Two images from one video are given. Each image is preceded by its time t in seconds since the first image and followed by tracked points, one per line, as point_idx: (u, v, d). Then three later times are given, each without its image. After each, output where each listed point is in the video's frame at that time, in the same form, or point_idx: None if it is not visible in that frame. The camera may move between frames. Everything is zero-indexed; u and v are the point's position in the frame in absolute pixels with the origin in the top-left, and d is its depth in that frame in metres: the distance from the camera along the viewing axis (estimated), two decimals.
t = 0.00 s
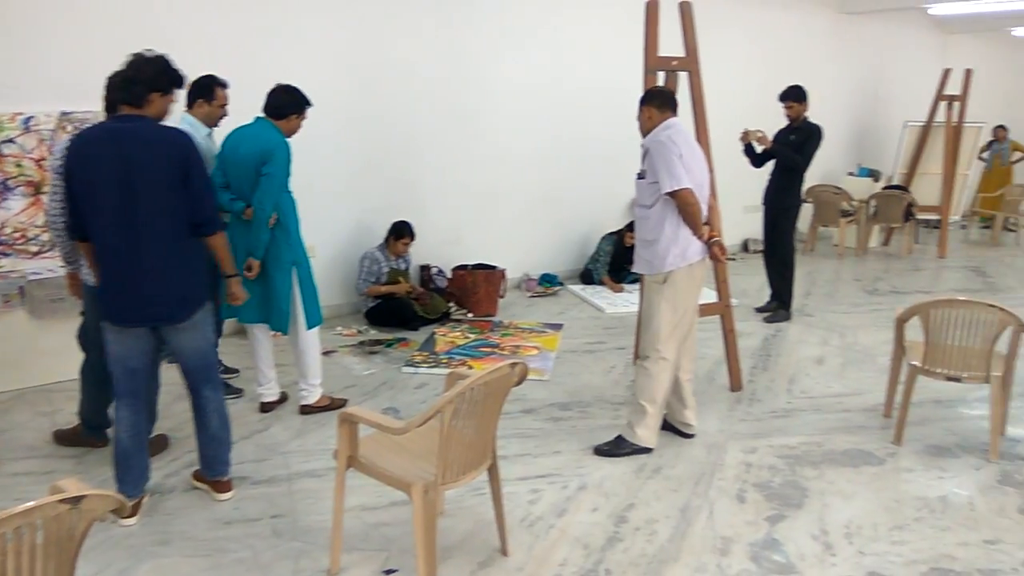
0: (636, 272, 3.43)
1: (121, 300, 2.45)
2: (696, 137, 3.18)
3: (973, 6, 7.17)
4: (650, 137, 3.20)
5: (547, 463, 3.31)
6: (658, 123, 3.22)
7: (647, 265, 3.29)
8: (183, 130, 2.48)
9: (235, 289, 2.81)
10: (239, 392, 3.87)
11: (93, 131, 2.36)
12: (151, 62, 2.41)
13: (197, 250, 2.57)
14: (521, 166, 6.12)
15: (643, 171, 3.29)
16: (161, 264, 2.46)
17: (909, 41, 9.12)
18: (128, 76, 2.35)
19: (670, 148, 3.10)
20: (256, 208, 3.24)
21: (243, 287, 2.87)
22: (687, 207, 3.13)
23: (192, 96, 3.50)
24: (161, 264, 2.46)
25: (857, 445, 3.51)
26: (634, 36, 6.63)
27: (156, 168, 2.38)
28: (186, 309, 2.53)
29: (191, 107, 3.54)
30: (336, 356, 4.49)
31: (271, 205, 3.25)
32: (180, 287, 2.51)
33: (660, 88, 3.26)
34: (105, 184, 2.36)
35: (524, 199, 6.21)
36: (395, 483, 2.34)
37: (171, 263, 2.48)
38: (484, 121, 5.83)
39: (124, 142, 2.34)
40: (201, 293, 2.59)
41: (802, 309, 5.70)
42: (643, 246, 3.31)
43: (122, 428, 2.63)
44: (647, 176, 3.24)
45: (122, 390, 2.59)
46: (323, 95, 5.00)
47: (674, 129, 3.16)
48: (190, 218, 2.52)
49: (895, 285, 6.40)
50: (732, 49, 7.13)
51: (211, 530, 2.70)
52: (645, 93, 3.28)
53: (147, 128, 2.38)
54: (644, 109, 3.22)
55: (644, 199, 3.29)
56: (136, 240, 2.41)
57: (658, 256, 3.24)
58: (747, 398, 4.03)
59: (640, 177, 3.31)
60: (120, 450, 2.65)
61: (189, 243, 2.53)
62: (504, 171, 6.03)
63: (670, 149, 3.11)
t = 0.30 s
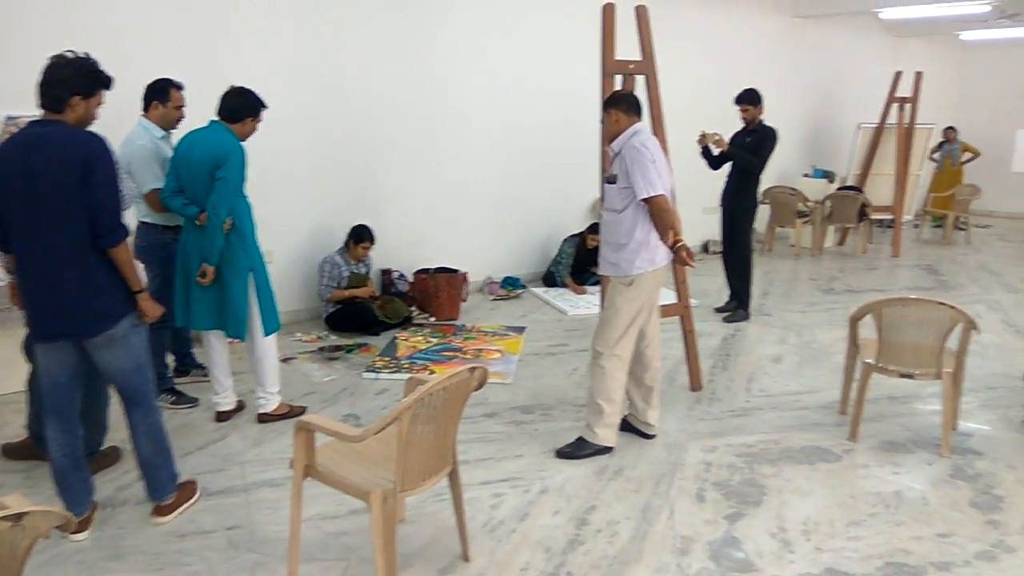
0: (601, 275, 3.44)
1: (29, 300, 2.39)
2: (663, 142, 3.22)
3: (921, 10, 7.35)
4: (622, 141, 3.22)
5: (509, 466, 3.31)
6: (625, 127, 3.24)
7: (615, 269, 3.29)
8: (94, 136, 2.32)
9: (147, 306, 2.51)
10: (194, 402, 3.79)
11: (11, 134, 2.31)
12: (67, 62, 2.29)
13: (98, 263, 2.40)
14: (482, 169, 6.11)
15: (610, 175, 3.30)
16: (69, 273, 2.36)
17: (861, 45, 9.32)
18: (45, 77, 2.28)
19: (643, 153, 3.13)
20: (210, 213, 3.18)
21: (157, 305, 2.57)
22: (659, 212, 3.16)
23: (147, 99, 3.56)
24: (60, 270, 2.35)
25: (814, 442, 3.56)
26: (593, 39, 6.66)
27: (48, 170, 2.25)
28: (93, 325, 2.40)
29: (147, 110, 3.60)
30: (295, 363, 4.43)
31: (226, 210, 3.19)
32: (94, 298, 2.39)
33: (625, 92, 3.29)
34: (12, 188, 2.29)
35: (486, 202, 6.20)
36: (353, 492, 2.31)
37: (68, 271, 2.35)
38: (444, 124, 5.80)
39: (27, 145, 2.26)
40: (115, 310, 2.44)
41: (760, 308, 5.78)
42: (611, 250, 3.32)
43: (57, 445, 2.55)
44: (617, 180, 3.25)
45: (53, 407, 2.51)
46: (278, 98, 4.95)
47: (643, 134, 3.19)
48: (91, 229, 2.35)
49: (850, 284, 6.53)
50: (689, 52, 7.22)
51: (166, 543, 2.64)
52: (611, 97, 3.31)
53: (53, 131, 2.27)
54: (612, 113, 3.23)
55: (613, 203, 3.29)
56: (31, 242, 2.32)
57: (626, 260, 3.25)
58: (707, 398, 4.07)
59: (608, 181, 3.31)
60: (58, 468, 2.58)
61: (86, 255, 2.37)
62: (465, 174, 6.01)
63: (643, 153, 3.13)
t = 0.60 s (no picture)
0: (570, 276, 3.44)
1: None
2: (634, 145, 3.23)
3: (882, 16, 7.50)
4: (591, 143, 3.23)
5: (476, 469, 3.29)
6: (597, 129, 3.25)
7: (583, 269, 3.30)
8: (44, 140, 2.26)
9: (98, 315, 2.45)
10: (154, 408, 3.71)
11: None
12: (23, 61, 2.24)
13: (45, 272, 2.32)
14: (450, 170, 6.10)
15: (581, 176, 3.31)
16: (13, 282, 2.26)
17: (824, 49, 9.47)
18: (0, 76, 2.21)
19: (612, 155, 3.14)
20: (171, 214, 3.12)
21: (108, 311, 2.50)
22: (626, 214, 3.16)
23: (114, 99, 3.54)
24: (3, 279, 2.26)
25: (778, 441, 3.61)
26: (559, 40, 6.68)
27: None
28: (42, 335, 2.31)
29: (115, 111, 3.58)
30: (260, 366, 4.37)
31: (187, 211, 3.14)
32: (45, 307, 2.31)
33: (598, 94, 3.30)
34: None
35: (454, 203, 6.18)
36: (317, 497, 2.28)
37: (11, 279, 2.26)
38: (411, 125, 5.77)
39: None
40: (66, 320, 2.35)
41: (726, 309, 5.85)
42: (580, 251, 3.33)
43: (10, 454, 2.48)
44: (586, 181, 3.26)
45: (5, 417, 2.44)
46: (242, 99, 4.88)
47: (614, 136, 3.20)
48: (36, 237, 2.26)
49: (813, 284, 6.63)
50: (656, 55, 7.27)
51: (125, 551, 2.58)
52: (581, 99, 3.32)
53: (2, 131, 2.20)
54: (583, 114, 3.24)
55: (582, 204, 3.30)
56: None
57: (594, 261, 3.25)
58: (674, 398, 4.10)
59: (578, 181, 3.33)
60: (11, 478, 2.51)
61: (30, 264, 2.28)
62: (432, 176, 5.99)
63: (611, 155, 3.14)
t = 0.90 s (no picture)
0: (542, 276, 3.45)
1: None
2: (601, 146, 3.24)
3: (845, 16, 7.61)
4: (558, 144, 3.23)
5: (448, 472, 3.28)
6: (565, 130, 3.25)
7: (554, 270, 3.31)
8: (21, 148, 2.20)
9: (76, 325, 2.39)
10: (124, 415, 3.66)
11: None
12: None
13: (26, 285, 2.28)
14: (420, 170, 6.07)
15: (550, 178, 3.32)
16: None
17: (788, 49, 9.59)
18: None
19: (578, 156, 3.14)
20: (132, 218, 3.07)
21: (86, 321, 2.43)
22: (593, 214, 3.17)
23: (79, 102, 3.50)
24: None
25: (747, 437, 3.65)
26: (527, 41, 6.69)
27: None
28: (21, 345, 2.26)
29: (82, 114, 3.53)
30: (228, 371, 4.32)
31: (149, 215, 3.09)
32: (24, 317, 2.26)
33: (566, 96, 3.30)
34: None
35: (424, 204, 6.16)
36: (285, 503, 2.26)
37: None
38: (380, 126, 5.74)
39: None
40: (45, 330, 2.30)
41: (696, 308, 5.90)
42: (550, 252, 3.34)
43: None
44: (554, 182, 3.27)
45: None
46: (207, 100, 4.81)
47: (581, 136, 3.21)
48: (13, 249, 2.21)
49: (781, 282, 6.71)
50: (623, 55, 7.31)
51: (89, 562, 2.53)
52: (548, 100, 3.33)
53: None
54: (551, 116, 3.24)
55: (551, 205, 3.31)
56: None
57: (564, 261, 3.26)
58: (644, 397, 4.13)
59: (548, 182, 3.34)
60: None
61: (8, 275, 2.23)
62: (402, 177, 5.97)
63: (578, 156, 3.14)
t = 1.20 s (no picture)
0: (507, 276, 3.45)
1: None
2: (565, 146, 3.24)
3: (804, 18, 7.73)
4: (522, 144, 3.23)
5: (413, 474, 3.27)
6: (529, 131, 3.26)
7: (519, 270, 3.31)
8: (7, 157, 2.12)
9: (57, 338, 2.41)
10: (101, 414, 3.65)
11: None
12: None
13: (6, 295, 2.21)
14: (384, 171, 6.03)
15: (515, 178, 3.32)
16: None
17: (750, 51, 9.72)
18: None
19: (541, 157, 3.15)
20: (87, 221, 3.02)
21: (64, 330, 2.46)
22: (556, 214, 3.17)
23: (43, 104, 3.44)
24: None
25: (710, 434, 3.69)
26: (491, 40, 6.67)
27: None
28: None
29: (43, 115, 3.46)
30: (189, 376, 4.25)
31: (104, 218, 3.03)
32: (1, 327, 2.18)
33: (529, 96, 3.31)
34: None
35: (388, 205, 6.12)
36: (245, 508, 2.23)
37: None
38: (343, 127, 5.70)
39: None
40: (20, 339, 2.24)
41: (661, 307, 5.95)
42: (515, 251, 3.34)
43: None
44: (518, 183, 3.28)
45: None
46: (165, 100, 4.73)
47: (545, 137, 3.21)
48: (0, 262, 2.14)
49: (744, 281, 6.80)
50: (587, 56, 7.34)
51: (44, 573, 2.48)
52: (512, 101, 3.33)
53: None
54: (515, 116, 3.25)
55: (515, 206, 3.32)
56: None
57: (529, 261, 3.27)
58: (610, 396, 4.15)
59: (512, 183, 3.34)
60: None
61: None
62: (367, 178, 5.92)
63: (541, 157, 3.15)
